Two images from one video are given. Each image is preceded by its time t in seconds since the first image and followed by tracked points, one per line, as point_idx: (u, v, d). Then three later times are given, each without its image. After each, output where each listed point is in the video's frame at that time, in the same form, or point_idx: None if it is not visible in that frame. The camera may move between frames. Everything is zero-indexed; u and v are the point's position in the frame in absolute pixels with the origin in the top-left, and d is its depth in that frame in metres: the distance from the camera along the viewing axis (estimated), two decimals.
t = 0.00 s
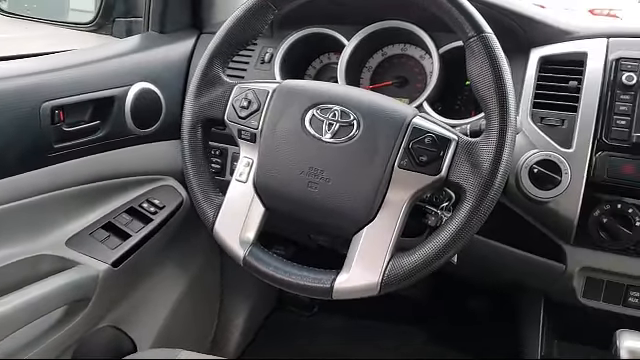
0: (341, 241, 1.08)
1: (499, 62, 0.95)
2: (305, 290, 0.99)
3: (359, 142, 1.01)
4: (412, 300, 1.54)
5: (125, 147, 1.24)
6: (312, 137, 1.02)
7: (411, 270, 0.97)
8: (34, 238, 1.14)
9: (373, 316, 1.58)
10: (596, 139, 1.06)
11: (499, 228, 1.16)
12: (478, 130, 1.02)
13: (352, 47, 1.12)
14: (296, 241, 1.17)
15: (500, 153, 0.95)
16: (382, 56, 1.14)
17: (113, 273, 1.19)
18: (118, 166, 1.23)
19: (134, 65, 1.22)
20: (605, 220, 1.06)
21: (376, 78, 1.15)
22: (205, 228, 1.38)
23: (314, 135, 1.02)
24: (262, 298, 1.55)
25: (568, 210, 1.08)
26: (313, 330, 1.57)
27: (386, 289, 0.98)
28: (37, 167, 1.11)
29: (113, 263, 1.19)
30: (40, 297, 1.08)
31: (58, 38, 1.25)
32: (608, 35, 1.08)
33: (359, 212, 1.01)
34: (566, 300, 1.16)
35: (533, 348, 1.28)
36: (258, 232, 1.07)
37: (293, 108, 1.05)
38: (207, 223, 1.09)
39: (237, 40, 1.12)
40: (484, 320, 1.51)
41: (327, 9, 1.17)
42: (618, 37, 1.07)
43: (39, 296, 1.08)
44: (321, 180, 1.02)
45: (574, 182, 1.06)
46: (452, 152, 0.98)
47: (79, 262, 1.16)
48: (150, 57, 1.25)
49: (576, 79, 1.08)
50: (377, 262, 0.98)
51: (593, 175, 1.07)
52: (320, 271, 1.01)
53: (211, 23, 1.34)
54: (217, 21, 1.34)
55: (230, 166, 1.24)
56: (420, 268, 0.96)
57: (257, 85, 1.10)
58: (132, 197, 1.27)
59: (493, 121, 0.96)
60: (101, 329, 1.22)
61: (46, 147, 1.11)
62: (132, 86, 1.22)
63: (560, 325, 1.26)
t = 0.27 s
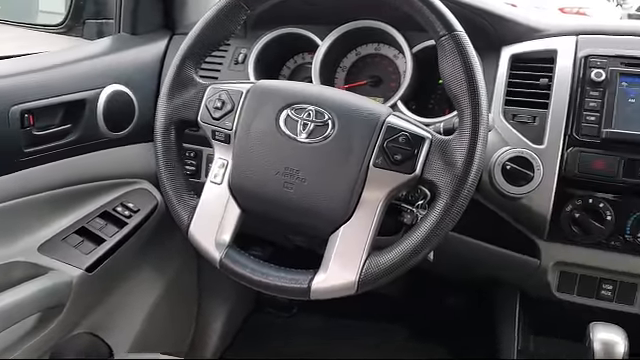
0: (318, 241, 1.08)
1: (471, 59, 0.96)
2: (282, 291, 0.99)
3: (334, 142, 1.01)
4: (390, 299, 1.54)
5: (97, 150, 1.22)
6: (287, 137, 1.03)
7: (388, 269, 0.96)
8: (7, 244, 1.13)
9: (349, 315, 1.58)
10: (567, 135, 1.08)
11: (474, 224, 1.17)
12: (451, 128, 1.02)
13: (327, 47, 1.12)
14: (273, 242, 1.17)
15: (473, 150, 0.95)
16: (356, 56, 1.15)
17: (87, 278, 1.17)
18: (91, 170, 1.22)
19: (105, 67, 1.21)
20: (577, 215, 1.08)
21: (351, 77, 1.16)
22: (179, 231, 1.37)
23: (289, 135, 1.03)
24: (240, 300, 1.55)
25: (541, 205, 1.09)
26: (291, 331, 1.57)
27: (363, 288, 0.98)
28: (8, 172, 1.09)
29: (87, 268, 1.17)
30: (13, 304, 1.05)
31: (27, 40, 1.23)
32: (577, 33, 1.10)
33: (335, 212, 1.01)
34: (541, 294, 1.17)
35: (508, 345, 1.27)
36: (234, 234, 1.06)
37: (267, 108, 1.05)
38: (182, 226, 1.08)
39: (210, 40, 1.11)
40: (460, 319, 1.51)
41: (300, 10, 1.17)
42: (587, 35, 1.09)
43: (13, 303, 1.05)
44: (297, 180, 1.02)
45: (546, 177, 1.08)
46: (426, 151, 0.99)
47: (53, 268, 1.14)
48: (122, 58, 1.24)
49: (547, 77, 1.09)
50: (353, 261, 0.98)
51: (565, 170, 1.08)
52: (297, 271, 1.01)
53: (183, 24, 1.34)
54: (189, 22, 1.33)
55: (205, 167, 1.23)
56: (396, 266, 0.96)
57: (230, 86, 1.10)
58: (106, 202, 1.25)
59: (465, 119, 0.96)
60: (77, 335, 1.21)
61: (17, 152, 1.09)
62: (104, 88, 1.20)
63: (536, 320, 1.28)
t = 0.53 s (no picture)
0: (290, 242, 1.08)
1: (436, 59, 0.97)
2: (253, 293, 0.99)
3: (303, 142, 1.01)
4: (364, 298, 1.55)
5: (63, 155, 1.20)
6: (256, 139, 1.02)
7: (359, 267, 0.97)
8: None
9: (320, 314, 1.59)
10: (532, 133, 1.10)
11: (444, 222, 1.18)
12: (419, 128, 1.03)
13: (295, 47, 1.12)
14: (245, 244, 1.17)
15: (440, 148, 0.96)
16: (325, 57, 1.15)
17: (54, 285, 1.16)
18: (56, 175, 1.19)
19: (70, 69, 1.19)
20: (543, 211, 1.10)
21: (320, 78, 1.16)
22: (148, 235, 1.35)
23: (258, 136, 1.02)
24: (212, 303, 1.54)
25: (507, 202, 1.11)
26: (262, 332, 1.57)
27: (335, 288, 0.98)
28: None
29: (55, 275, 1.16)
30: None
31: None
32: (540, 32, 1.12)
33: (305, 212, 1.01)
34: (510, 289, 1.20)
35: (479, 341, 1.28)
36: (204, 237, 1.06)
37: (235, 109, 1.05)
38: (150, 230, 1.07)
39: (175, 41, 1.10)
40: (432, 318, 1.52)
41: (267, 10, 1.17)
42: (549, 34, 1.12)
43: None
44: (267, 181, 1.02)
45: (512, 174, 1.10)
46: (394, 150, 0.99)
47: (19, 275, 1.13)
48: (87, 60, 1.22)
49: (511, 75, 1.11)
50: (325, 261, 0.99)
51: (530, 167, 1.10)
52: (268, 273, 1.01)
53: (149, 25, 1.33)
54: (155, 23, 1.32)
55: (174, 170, 1.22)
56: (367, 265, 0.97)
57: (197, 87, 1.09)
58: (73, 206, 1.23)
59: (432, 117, 0.97)
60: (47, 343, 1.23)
61: None
62: (69, 90, 1.18)
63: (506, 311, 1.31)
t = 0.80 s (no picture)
0: (266, 243, 1.08)
1: (407, 58, 0.97)
2: (228, 295, 0.98)
3: (277, 143, 1.01)
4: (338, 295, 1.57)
5: (31, 159, 1.18)
6: (229, 140, 1.02)
7: (335, 267, 0.97)
8: None
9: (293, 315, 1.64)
10: (502, 130, 1.11)
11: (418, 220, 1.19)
12: (392, 127, 1.04)
13: (267, 48, 1.12)
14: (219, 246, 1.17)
15: (412, 147, 0.96)
16: (298, 57, 1.16)
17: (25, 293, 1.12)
18: (25, 180, 1.16)
19: (36, 74, 1.16)
20: (515, 207, 1.12)
21: (293, 78, 1.16)
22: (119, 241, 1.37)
23: (231, 138, 1.02)
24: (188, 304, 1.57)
25: (479, 198, 1.12)
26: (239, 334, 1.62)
27: (311, 288, 0.98)
28: None
29: (26, 282, 1.12)
30: None
31: None
32: (508, 31, 1.14)
33: (280, 213, 1.01)
34: (485, 284, 1.21)
35: (454, 337, 1.29)
36: (177, 240, 1.05)
37: (207, 111, 1.04)
38: (123, 234, 1.05)
39: (146, 43, 1.09)
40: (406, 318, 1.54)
41: (238, 11, 1.16)
42: (518, 33, 1.13)
43: None
44: (241, 183, 1.02)
45: (483, 172, 1.11)
46: (368, 149, 1.00)
47: None
48: (55, 64, 1.21)
49: (481, 74, 1.13)
50: (301, 262, 0.99)
51: (501, 164, 1.11)
52: (243, 275, 1.01)
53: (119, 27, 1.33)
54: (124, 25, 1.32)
55: (146, 173, 1.21)
56: (343, 264, 0.97)
57: (168, 89, 1.08)
58: (44, 211, 1.20)
59: (404, 116, 0.98)
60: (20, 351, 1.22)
61: None
62: (37, 97, 1.16)
63: (481, 304, 1.33)
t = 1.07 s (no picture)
0: (248, 245, 1.07)
1: (385, 58, 0.98)
2: (210, 298, 0.98)
3: (257, 144, 1.01)
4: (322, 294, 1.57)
5: (9, 164, 1.16)
6: (209, 142, 1.02)
7: (317, 267, 0.97)
8: None
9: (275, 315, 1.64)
10: (480, 128, 1.12)
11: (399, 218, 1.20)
12: (371, 126, 1.04)
13: (245, 50, 1.12)
14: (202, 248, 1.17)
15: (392, 147, 0.97)
16: (277, 57, 1.16)
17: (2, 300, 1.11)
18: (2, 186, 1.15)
19: (11, 78, 1.15)
20: (494, 203, 1.13)
21: (272, 79, 1.16)
22: (101, 245, 1.35)
23: (211, 139, 1.02)
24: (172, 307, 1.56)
25: (459, 195, 1.13)
26: (225, 339, 1.62)
27: (294, 288, 0.98)
28: None
29: (5, 289, 1.11)
30: None
31: None
32: (485, 29, 1.15)
33: (262, 214, 1.01)
34: (466, 279, 1.23)
35: (438, 332, 1.30)
36: (158, 243, 1.04)
37: (186, 113, 1.04)
38: (103, 238, 1.04)
39: (123, 45, 1.08)
40: (390, 316, 1.55)
41: (215, 13, 1.16)
42: (494, 31, 1.14)
43: None
44: (221, 185, 1.01)
45: (462, 169, 1.12)
46: (348, 148, 1.00)
47: None
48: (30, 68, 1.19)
49: (458, 72, 1.13)
50: (283, 262, 0.99)
51: (480, 161, 1.12)
52: (225, 277, 1.01)
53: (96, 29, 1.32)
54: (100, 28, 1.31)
55: (126, 176, 1.21)
56: (325, 264, 0.97)
57: (146, 92, 1.08)
58: (23, 217, 1.18)
59: (383, 116, 0.98)
60: None
61: None
62: (14, 99, 1.14)
63: (463, 300, 1.34)
